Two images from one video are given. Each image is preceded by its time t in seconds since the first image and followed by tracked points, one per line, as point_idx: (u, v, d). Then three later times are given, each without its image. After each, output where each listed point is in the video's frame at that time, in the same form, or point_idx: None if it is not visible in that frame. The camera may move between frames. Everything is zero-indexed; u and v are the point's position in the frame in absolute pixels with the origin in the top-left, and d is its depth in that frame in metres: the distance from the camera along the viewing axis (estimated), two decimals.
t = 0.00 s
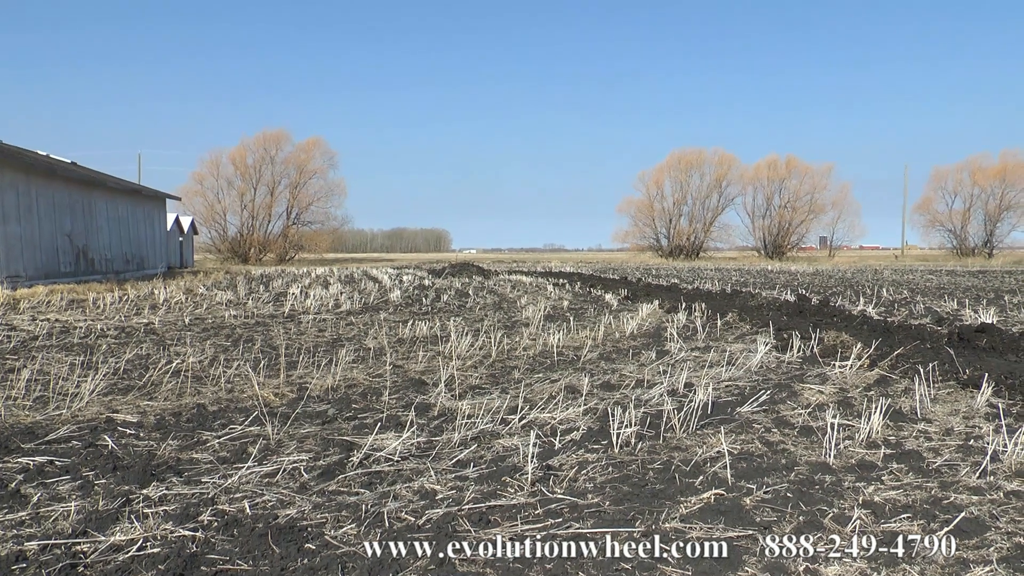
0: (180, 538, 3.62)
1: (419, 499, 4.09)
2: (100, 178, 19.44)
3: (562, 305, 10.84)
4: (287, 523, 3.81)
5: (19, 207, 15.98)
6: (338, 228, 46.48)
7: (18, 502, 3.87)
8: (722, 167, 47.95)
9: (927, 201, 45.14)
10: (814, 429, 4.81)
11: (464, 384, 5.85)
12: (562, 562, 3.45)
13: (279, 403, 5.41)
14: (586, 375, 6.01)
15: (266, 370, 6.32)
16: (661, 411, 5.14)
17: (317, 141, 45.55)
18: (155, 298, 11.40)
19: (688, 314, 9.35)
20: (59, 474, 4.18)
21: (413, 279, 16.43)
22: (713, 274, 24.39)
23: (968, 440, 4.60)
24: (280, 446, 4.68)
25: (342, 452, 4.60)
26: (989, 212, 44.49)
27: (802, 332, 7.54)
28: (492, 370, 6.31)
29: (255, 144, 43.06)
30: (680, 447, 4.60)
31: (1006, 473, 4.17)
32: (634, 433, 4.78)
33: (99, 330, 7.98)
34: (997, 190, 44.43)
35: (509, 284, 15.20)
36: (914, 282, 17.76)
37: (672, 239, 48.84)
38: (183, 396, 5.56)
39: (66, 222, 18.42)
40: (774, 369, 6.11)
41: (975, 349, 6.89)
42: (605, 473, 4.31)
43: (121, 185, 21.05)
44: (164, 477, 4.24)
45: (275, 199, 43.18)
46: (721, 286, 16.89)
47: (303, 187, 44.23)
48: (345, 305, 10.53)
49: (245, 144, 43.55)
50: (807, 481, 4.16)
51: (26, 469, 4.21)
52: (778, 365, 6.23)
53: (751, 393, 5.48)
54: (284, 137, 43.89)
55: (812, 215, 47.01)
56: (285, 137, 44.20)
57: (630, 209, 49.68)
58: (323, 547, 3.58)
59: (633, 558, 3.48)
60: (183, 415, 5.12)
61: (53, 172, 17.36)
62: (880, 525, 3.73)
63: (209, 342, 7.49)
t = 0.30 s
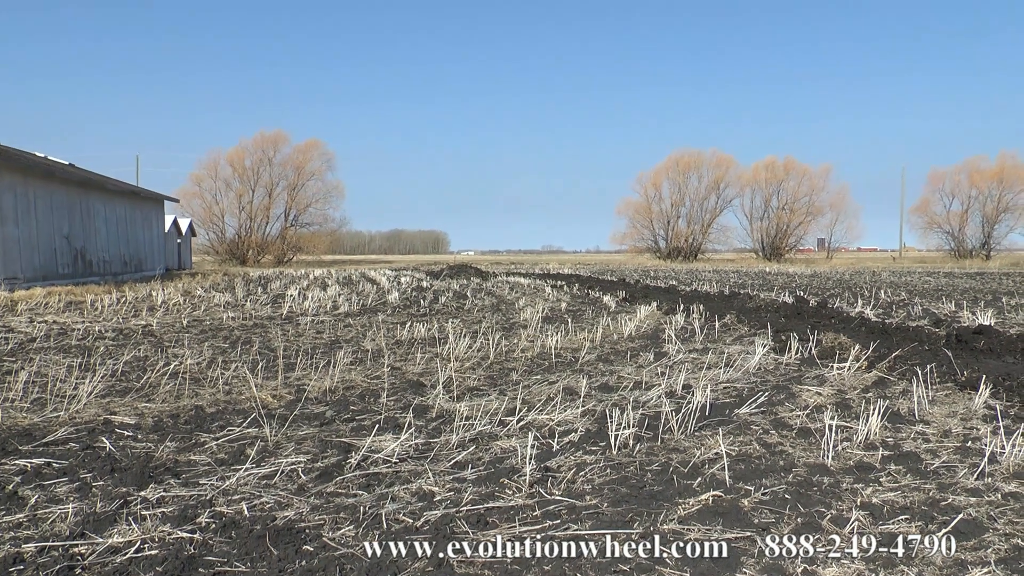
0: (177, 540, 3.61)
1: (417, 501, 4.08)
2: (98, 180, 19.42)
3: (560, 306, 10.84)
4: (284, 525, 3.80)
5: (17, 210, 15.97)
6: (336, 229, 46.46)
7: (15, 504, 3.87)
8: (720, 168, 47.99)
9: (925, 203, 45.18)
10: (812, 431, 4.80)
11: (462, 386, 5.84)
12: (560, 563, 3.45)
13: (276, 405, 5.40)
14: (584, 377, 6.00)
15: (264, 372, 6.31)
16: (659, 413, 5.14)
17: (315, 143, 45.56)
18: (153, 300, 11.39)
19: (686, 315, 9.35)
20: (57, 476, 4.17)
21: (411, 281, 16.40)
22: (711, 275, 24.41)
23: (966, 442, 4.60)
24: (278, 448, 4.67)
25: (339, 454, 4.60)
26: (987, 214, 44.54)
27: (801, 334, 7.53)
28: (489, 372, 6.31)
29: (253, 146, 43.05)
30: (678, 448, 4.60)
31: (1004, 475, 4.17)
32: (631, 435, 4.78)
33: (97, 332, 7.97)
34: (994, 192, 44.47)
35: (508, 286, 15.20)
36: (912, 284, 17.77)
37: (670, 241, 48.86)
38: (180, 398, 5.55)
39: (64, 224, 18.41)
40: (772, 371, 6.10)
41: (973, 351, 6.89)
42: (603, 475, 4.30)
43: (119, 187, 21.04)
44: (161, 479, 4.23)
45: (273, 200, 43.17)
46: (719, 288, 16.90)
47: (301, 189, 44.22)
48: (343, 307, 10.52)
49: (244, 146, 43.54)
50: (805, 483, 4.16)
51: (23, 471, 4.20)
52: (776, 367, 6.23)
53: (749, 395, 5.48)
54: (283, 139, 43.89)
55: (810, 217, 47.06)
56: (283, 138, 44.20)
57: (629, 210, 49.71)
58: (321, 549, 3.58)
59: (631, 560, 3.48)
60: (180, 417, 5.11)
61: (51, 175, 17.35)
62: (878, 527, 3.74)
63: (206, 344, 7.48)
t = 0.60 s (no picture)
0: (175, 542, 3.61)
1: (415, 503, 4.08)
2: (96, 181, 19.42)
3: (558, 308, 10.84)
4: (282, 527, 3.80)
5: (15, 211, 15.96)
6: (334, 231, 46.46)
7: (12, 506, 3.86)
8: (718, 170, 48.03)
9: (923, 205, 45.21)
10: (810, 433, 4.80)
11: (460, 388, 5.83)
12: (558, 565, 3.45)
13: (274, 407, 5.40)
14: (582, 379, 6.00)
15: (262, 374, 6.30)
16: (657, 415, 5.13)
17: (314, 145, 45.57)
18: (151, 302, 11.38)
19: (684, 317, 9.36)
20: (55, 479, 4.17)
21: (409, 283, 16.38)
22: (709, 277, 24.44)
23: (964, 444, 4.60)
24: (276, 450, 4.67)
25: (337, 456, 4.59)
26: (985, 216, 44.58)
27: (799, 335, 7.53)
28: (487, 374, 6.30)
29: (251, 147, 43.04)
30: (676, 450, 4.60)
31: (1002, 477, 4.17)
32: (630, 437, 4.77)
33: (95, 333, 7.96)
34: (993, 194, 44.48)
35: (506, 288, 15.21)
36: (910, 286, 17.76)
37: (668, 242, 48.86)
38: (178, 399, 5.54)
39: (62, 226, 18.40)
40: (770, 373, 6.10)
41: (971, 353, 6.89)
42: (601, 477, 4.30)
43: (118, 189, 21.04)
44: (159, 481, 4.23)
45: (271, 202, 43.17)
46: (718, 289, 16.92)
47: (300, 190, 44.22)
48: (341, 309, 10.52)
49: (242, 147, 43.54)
50: (803, 485, 4.16)
51: (20, 473, 4.19)
52: (774, 369, 6.23)
53: (748, 397, 5.48)
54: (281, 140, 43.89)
55: (808, 219, 47.10)
56: (281, 140, 44.19)
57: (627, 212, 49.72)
58: (319, 551, 3.57)
59: (629, 561, 3.47)
60: (178, 419, 5.10)
61: (49, 176, 17.35)
62: (876, 528, 3.74)
63: (204, 345, 7.47)
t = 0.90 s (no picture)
0: (171, 544, 3.61)
1: (412, 504, 4.08)
2: (93, 183, 19.41)
3: (555, 309, 10.84)
4: (279, 528, 3.80)
5: (11, 213, 15.94)
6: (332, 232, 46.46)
7: (8, 508, 3.85)
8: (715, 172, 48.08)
9: (920, 207, 45.27)
10: (807, 434, 4.80)
11: (457, 389, 5.83)
12: (556, 566, 3.45)
13: (271, 408, 5.39)
14: (579, 381, 6.00)
15: (259, 375, 6.29)
16: (654, 416, 5.13)
17: (311, 146, 45.56)
18: (148, 303, 11.36)
19: (681, 318, 9.37)
20: (51, 480, 4.16)
21: (405, 284, 16.36)
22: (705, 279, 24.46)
23: (960, 445, 4.60)
24: (272, 452, 4.66)
25: (334, 458, 4.58)
26: (981, 218, 44.64)
27: (796, 336, 7.54)
28: (484, 375, 6.30)
29: (248, 148, 43.04)
30: (673, 451, 4.60)
31: (998, 478, 4.17)
32: (627, 438, 4.77)
33: (91, 335, 7.95)
34: (989, 195, 44.55)
35: (503, 289, 15.24)
36: (906, 288, 17.75)
37: (665, 244, 48.89)
38: (175, 401, 5.53)
39: (59, 227, 18.38)
40: (767, 374, 6.10)
41: (967, 353, 6.91)
42: (598, 478, 4.30)
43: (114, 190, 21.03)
44: (156, 483, 4.22)
45: (268, 203, 43.16)
46: (714, 290, 16.95)
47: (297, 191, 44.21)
48: (338, 311, 10.52)
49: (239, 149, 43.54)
50: (800, 486, 4.16)
51: (16, 475, 4.19)
52: (771, 370, 6.23)
53: (745, 398, 5.48)
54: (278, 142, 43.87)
55: (805, 220, 47.16)
56: (279, 141, 44.18)
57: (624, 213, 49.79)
58: (316, 553, 3.57)
59: (625, 562, 3.47)
60: (175, 421, 5.10)
61: (46, 178, 17.34)
62: (873, 529, 3.74)
63: (201, 347, 7.46)
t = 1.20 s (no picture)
0: (166, 545, 3.60)
1: (407, 506, 4.07)
2: (88, 183, 19.36)
3: (550, 310, 10.84)
4: (274, 530, 3.79)
5: (5, 214, 15.88)
6: (327, 233, 46.41)
7: (2, 510, 3.84)
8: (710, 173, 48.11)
9: (915, 207, 45.35)
10: (802, 435, 4.81)
11: (452, 390, 5.82)
12: (551, 567, 3.45)
13: (266, 409, 5.38)
14: (575, 381, 6.00)
15: (254, 376, 6.29)
16: (649, 417, 5.13)
17: (306, 147, 45.52)
18: (143, 304, 11.33)
19: (676, 319, 9.37)
20: (45, 482, 4.15)
21: (400, 285, 16.33)
22: (700, 279, 24.48)
23: (955, 445, 4.61)
24: (268, 453, 4.65)
25: (329, 459, 4.58)
26: (975, 219, 44.73)
27: (791, 337, 7.55)
28: (480, 376, 6.30)
29: (244, 149, 42.97)
30: (668, 452, 4.59)
31: (993, 478, 4.18)
32: (622, 439, 4.77)
33: (86, 336, 7.92)
34: (984, 196, 44.64)
35: (498, 290, 15.24)
36: (901, 289, 17.79)
37: (660, 245, 48.90)
38: (170, 402, 5.52)
39: (53, 229, 18.33)
40: (762, 375, 6.10)
41: (962, 354, 6.92)
42: (594, 479, 4.30)
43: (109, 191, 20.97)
44: (151, 484, 4.22)
45: (263, 204, 43.10)
46: (709, 291, 16.98)
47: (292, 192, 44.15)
48: (334, 312, 10.50)
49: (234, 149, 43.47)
50: (796, 487, 4.16)
51: (11, 477, 4.17)
52: (766, 371, 6.24)
53: (740, 399, 5.48)
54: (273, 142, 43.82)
55: (800, 221, 47.23)
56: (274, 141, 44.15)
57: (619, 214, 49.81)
58: (311, 554, 3.56)
59: (621, 563, 3.48)
60: (170, 422, 5.09)
61: (41, 179, 17.28)
62: (868, 529, 3.75)
63: (196, 348, 7.43)
